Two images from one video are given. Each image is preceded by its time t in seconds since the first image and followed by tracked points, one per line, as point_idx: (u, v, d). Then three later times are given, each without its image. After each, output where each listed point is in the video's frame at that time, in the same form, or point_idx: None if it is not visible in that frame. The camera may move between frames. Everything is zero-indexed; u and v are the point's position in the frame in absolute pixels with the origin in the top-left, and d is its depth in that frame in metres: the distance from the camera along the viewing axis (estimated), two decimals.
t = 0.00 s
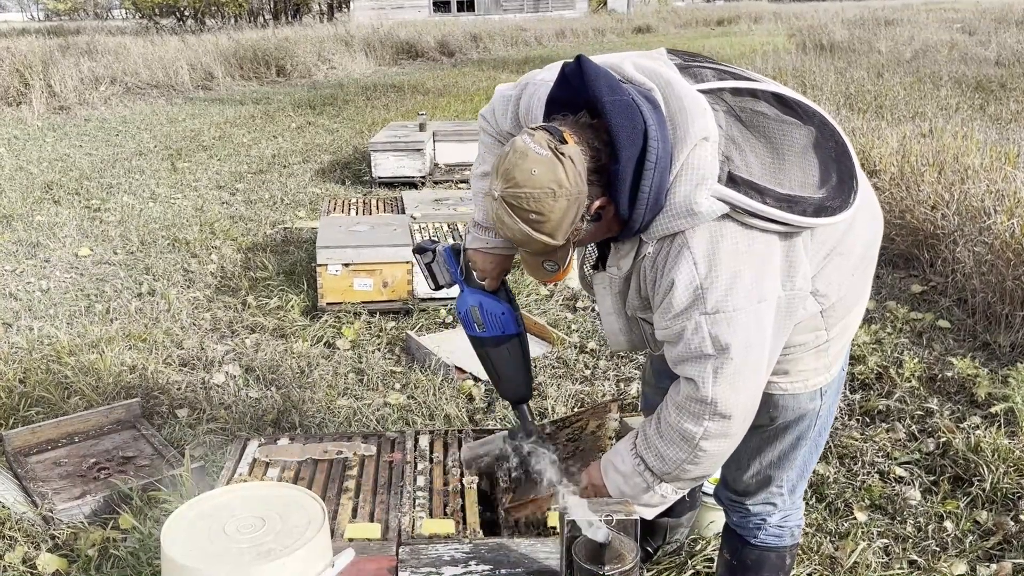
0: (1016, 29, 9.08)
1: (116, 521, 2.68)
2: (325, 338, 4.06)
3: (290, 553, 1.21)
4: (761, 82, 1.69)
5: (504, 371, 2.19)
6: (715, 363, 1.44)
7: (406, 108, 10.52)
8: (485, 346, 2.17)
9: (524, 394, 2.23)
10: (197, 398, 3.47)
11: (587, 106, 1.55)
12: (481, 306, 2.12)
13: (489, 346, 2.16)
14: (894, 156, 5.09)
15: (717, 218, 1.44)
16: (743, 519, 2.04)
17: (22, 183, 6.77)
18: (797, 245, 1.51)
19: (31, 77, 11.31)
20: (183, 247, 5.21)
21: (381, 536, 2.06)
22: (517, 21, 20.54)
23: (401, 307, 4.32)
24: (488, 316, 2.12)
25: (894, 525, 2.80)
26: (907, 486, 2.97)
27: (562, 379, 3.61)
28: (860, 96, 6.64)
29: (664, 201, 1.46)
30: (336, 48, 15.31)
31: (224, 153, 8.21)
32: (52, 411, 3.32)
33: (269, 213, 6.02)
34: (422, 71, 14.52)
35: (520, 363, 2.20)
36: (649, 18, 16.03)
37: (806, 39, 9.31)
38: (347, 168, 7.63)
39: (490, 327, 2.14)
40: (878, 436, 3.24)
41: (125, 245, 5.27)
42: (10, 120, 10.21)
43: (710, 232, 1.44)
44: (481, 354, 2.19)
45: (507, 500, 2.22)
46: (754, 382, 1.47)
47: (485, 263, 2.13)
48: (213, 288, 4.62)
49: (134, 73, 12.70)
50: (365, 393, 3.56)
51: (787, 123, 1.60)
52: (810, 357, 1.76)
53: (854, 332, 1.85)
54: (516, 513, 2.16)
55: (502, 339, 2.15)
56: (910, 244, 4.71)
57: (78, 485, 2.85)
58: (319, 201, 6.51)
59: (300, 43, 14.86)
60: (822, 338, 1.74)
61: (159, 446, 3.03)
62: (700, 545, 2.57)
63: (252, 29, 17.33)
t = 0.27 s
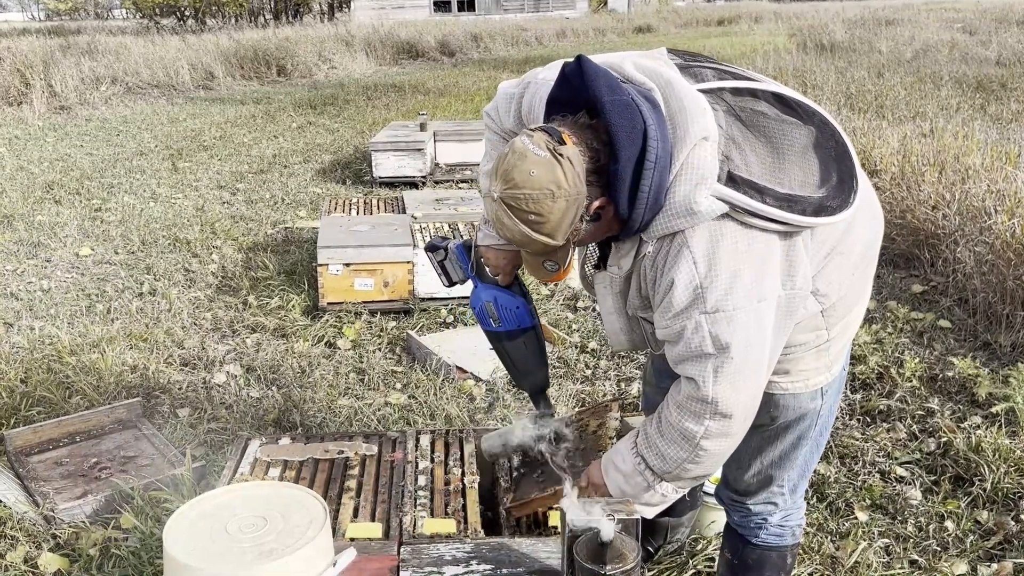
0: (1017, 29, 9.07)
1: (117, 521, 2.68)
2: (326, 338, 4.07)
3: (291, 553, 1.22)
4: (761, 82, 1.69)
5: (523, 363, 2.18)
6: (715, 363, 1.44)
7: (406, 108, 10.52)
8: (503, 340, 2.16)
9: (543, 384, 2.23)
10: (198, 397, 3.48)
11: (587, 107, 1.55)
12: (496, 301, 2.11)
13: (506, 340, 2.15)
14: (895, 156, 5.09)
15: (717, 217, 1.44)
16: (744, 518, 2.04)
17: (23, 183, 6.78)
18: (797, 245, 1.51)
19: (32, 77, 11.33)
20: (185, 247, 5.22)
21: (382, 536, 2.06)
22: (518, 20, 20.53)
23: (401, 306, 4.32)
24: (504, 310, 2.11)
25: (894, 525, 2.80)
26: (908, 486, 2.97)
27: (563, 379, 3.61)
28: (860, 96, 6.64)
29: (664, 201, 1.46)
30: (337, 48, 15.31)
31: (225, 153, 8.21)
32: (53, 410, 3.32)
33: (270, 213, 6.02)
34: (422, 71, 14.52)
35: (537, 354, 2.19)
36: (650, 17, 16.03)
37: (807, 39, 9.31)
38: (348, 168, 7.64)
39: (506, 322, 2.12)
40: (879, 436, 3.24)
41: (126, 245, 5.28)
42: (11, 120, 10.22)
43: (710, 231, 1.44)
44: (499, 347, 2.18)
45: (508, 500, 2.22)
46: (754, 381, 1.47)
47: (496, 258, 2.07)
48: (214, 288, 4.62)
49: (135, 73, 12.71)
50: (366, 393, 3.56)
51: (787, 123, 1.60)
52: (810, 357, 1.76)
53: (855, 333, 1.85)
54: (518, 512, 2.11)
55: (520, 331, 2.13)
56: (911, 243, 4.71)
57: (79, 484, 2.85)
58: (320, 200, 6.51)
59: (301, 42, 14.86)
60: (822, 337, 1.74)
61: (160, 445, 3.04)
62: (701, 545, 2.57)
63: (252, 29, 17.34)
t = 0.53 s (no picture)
0: (1018, 29, 9.07)
1: (119, 521, 2.69)
2: (327, 338, 4.07)
3: (293, 552, 1.22)
4: (760, 82, 1.69)
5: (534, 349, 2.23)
6: (714, 362, 1.44)
7: (407, 108, 10.53)
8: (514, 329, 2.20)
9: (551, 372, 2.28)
10: (200, 398, 3.48)
11: (585, 107, 1.55)
12: (508, 294, 2.13)
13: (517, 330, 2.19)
14: (896, 156, 5.10)
15: (714, 217, 1.44)
16: (744, 518, 2.04)
17: (24, 183, 6.78)
18: (795, 245, 1.52)
19: (33, 78, 11.34)
20: (186, 247, 5.22)
21: (383, 536, 2.07)
22: (519, 20, 20.52)
23: (402, 307, 4.32)
24: (516, 303, 2.13)
25: (895, 525, 2.80)
26: (908, 486, 2.97)
27: (563, 379, 3.62)
28: (861, 96, 6.64)
29: (661, 200, 1.46)
30: (337, 48, 15.32)
31: (225, 153, 8.22)
32: (55, 411, 3.33)
33: (271, 213, 6.03)
34: (423, 71, 14.52)
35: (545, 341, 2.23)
36: (650, 17, 16.03)
37: (807, 39, 9.31)
38: (348, 168, 7.64)
39: (517, 314, 2.15)
40: (879, 436, 3.25)
41: (127, 245, 5.28)
42: (12, 120, 10.23)
43: (707, 231, 1.44)
44: (511, 335, 2.22)
45: (509, 500, 2.22)
46: (752, 380, 1.47)
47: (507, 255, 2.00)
48: (215, 288, 4.63)
49: (136, 73, 12.71)
50: (366, 393, 3.56)
51: (786, 123, 1.61)
52: (809, 357, 1.76)
53: (853, 333, 1.85)
54: (519, 512, 2.10)
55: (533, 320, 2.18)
56: (912, 243, 4.71)
57: (81, 484, 2.86)
58: (320, 201, 6.52)
59: (302, 43, 14.87)
60: (821, 337, 1.74)
61: (161, 446, 3.04)
62: (701, 545, 2.57)
63: (253, 29, 17.34)
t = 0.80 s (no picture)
0: (1019, 29, 9.08)
1: (120, 520, 2.70)
2: (328, 338, 4.08)
3: (295, 551, 1.22)
4: (760, 83, 1.70)
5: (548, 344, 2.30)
6: (713, 362, 1.44)
7: (407, 108, 10.53)
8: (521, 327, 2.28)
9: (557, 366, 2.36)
10: (201, 398, 3.49)
11: (585, 107, 1.56)
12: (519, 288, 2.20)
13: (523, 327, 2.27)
14: (896, 156, 5.10)
15: (713, 217, 1.45)
16: (744, 518, 2.05)
17: (25, 184, 6.79)
18: (794, 245, 1.52)
19: (34, 78, 11.36)
20: (187, 248, 5.23)
21: (385, 536, 2.07)
22: (519, 21, 20.53)
23: (403, 307, 4.33)
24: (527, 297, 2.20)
25: (895, 525, 2.80)
26: (908, 486, 2.98)
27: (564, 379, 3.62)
28: (861, 97, 6.65)
29: (661, 200, 1.46)
30: (338, 49, 15.33)
31: (226, 154, 8.23)
32: (56, 411, 3.34)
33: (271, 213, 6.04)
34: (423, 72, 14.52)
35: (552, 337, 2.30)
36: (650, 18, 16.03)
37: (807, 39, 9.31)
38: (349, 168, 7.65)
39: (523, 311, 2.24)
40: (879, 436, 3.25)
41: (128, 245, 5.29)
42: (14, 120, 10.24)
43: (706, 231, 1.44)
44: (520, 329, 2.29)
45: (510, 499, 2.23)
46: (752, 380, 1.47)
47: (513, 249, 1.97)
48: (216, 289, 4.64)
49: (137, 73, 12.72)
50: (367, 393, 3.57)
51: (785, 123, 1.61)
52: (809, 357, 1.77)
53: (854, 334, 1.86)
54: (520, 511, 2.11)
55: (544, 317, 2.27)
56: (912, 243, 4.72)
57: (82, 484, 2.87)
58: (321, 201, 6.53)
59: (302, 43, 14.87)
60: (821, 337, 1.74)
61: (163, 446, 3.05)
62: (702, 545, 2.57)
63: (253, 29, 17.35)
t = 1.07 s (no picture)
0: (1019, 29, 9.07)
1: (122, 520, 2.70)
2: (329, 338, 4.09)
3: (295, 550, 1.23)
4: (758, 83, 1.70)
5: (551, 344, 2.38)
6: (712, 361, 1.45)
7: (408, 108, 10.54)
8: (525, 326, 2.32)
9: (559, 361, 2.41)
10: (202, 397, 3.49)
11: (583, 109, 1.56)
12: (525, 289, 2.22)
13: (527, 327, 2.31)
14: (896, 156, 5.10)
15: (712, 217, 1.45)
16: (745, 517, 2.05)
17: (26, 184, 6.80)
18: (793, 244, 1.52)
19: (35, 78, 11.38)
20: (188, 247, 5.23)
21: (386, 535, 2.08)
22: (520, 21, 20.54)
23: (403, 307, 4.33)
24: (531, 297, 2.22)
25: (895, 524, 2.81)
26: (908, 486, 2.98)
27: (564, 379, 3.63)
28: (862, 97, 6.65)
29: (659, 201, 1.47)
30: (339, 49, 15.33)
31: (227, 154, 8.23)
32: (58, 410, 3.34)
33: (272, 213, 6.04)
34: (424, 72, 14.52)
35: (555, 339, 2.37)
36: (651, 18, 16.03)
37: (808, 39, 9.31)
38: (350, 168, 7.66)
39: (527, 311, 2.27)
40: (879, 436, 3.25)
41: (129, 245, 5.30)
42: (15, 121, 10.25)
43: (705, 231, 1.45)
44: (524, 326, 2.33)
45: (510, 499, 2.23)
46: (751, 379, 1.48)
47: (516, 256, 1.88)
48: (217, 289, 4.64)
49: (138, 73, 12.73)
50: (368, 393, 3.57)
51: (783, 123, 1.61)
52: (809, 356, 1.77)
53: (854, 333, 1.86)
54: (521, 511, 2.11)
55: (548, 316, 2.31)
56: (913, 243, 4.72)
57: (83, 483, 2.87)
58: (322, 201, 6.54)
59: (303, 43, 14.88)
60: (820, 336, 1.75)
61: (164, 445, 3.06)
62: (702, 544, 2.58)
63: (254, 29, 17.36)
